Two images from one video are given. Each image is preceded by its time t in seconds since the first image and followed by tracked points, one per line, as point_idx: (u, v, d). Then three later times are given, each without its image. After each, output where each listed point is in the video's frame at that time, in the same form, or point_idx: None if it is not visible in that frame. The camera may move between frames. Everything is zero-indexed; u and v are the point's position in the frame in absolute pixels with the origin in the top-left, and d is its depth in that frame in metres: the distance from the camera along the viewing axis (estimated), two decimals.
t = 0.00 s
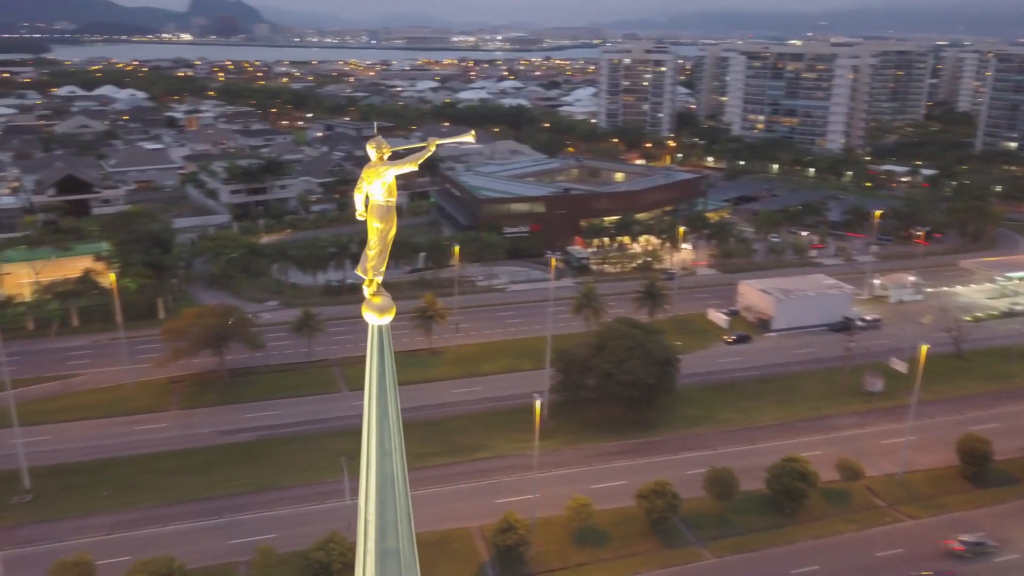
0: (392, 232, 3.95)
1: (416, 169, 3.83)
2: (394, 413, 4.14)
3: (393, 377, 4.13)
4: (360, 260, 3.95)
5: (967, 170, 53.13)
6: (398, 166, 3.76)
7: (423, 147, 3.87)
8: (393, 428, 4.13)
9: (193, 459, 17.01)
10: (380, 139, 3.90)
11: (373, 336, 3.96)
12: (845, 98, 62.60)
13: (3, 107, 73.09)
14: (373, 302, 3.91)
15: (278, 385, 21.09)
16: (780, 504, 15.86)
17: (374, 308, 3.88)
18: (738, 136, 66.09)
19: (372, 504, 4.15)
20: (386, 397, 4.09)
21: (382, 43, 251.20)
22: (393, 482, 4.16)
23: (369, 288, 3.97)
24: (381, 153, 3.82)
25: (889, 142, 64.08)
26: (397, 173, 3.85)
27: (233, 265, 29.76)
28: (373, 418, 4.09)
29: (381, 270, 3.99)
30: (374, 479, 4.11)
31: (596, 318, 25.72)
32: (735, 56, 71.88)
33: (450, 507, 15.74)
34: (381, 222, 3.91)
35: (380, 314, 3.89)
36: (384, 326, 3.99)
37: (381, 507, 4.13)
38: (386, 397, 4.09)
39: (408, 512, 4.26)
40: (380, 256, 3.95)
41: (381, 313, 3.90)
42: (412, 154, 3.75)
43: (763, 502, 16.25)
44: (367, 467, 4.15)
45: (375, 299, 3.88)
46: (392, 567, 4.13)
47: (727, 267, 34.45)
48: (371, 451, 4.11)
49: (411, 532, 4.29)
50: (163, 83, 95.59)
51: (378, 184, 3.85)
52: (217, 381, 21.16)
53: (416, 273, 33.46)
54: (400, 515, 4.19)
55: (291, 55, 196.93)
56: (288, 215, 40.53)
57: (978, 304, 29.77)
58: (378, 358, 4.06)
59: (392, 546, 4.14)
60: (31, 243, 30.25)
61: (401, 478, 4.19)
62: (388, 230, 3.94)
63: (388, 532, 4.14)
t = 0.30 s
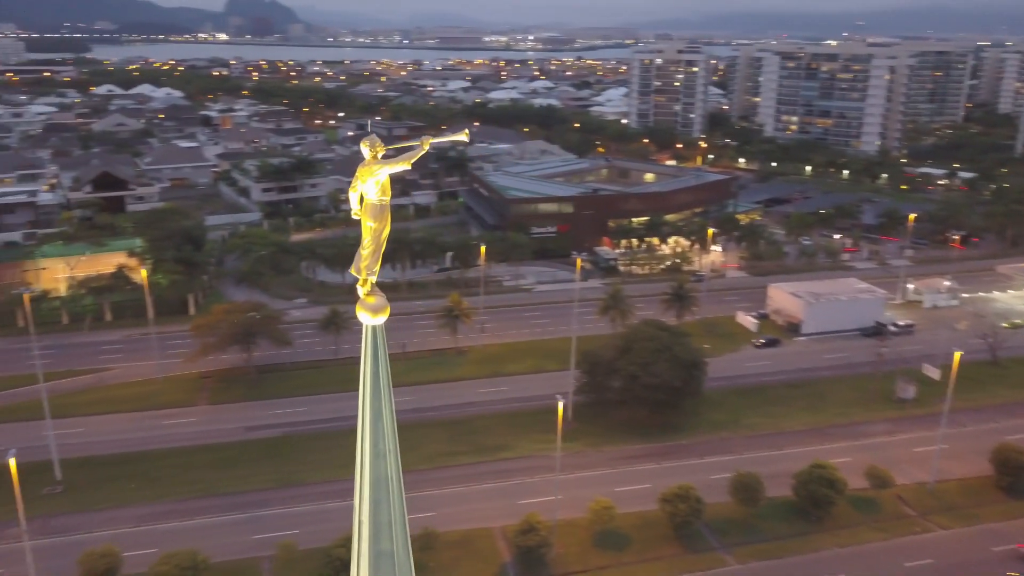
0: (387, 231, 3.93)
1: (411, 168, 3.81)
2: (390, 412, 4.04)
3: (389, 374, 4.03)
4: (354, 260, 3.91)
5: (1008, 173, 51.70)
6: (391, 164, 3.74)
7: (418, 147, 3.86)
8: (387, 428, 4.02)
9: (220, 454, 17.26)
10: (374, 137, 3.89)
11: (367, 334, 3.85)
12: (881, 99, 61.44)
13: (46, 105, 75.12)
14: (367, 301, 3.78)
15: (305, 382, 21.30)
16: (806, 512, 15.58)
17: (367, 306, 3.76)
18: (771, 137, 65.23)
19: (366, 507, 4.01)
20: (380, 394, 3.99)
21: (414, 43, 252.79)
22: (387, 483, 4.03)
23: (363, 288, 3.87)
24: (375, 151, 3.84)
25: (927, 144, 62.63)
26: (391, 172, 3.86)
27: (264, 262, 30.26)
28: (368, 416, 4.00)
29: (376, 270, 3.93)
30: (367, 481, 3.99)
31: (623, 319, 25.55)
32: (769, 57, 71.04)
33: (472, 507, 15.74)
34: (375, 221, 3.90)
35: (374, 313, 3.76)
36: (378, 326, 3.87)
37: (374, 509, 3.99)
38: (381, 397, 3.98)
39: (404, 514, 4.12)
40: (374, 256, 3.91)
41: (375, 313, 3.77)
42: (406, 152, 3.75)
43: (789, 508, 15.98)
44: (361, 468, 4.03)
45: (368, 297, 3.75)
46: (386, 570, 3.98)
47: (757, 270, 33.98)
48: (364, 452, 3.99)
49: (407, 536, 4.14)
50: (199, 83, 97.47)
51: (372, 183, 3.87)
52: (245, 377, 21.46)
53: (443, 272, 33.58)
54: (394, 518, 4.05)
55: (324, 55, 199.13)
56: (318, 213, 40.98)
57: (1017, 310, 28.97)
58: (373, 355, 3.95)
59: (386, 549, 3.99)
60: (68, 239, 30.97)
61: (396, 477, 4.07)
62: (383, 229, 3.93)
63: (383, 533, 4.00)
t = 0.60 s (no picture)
0: (391, 233, 3.95)
1: (414, 169, 3.77)
2: (394, 416, 4.17)
3: (393, 379, 4.17)
4: (359, 262, 3.95)
5: None
6: (395, 166, 3.72)
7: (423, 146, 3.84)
8: (391, 432, 4.14)
9: (256, 448, 17.53)
10: (379, 137, 3.89)
11: (372, 335, 4.00)
12: (932, 101, 60.09)
13: (100, 104, 77.58)
14: (372, 303, 3.93)
15: (341, 379, 21.52)
16: (845, 524, 15.11)
17: (372, 308, 3.91)
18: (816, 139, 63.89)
19: (370, 509, 4.13)
20: (386, 400, 4.12)
21: (456, 44, 254.30)
22: (391, 486, 4.14)
23: (368, 290, 3.98)
24: (379, 151, 3.84)
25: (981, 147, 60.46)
26: (396, 172, 3.82)
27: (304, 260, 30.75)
28: (372, 421, 4.12)
29: (381, 273, 4.00)
30: (371, 486, 4.12)
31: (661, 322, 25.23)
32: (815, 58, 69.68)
33: (503, 507, 15.69)
34: (380, 222, 3.92)
35: (379, 314, 3.92)
36: (382, 327, 4.02)
37: (378, 512, 4.10)
38: (386, 402, 4.12)
39: (408, 517, 4.22)
40: (380, 257, 3.95)
41: (380, 315, 3.92)
42: (410, 153, 3.70)
43: (828, 519, 15.50)
44: (366, 472, 4.16)
45: (374, 299, 3.90)
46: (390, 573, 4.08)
47: (799, 275, 33.22)
48: (369, 457, 4.13)
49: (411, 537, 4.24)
50: (246, 83, 99.55)
51: (377, 184, 3.84)
52: (282, 372, 21.78)
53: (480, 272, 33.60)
54: (398, 521, 4.15)
55: (367, 55, 201.53)
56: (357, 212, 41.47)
57: None
58: (377, 361, 4.09)
59: (390, 552, 4.08)
60: (116, 235, 31.90)
61: (400, 481, 4.19)
62: (388, 230, 3.95)
63: (386, 536, 4.10)
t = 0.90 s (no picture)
0: (397, 233, 4.08)
1: (420, 169, 3.92)
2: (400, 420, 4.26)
3: (398, 384, 4.26)
4: (364, 263, 4.11)
5: None
6: (400, 167, 3.85)
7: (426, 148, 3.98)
8: (396, 435, 4.24)
9: (294, 443, 17.79)
10: (385, 139, 4.01)
11: (377, 338, 4.09)
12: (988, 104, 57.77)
13: (152, 103, 79.72)
14: (378, 304, 4.05)
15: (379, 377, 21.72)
16: (885, 534, 14.68)
17: (378, 309, 4.01)
18: (865, 142, 62.22)
19: (374, 512, 4.23)
20: (392, 406, 4.21)
21: (501, 44, 254.47)
22: (395, 489, 4.24)
23: (374, 291, 4.11)
24: (386, 152, 3.96)
25: None
26: (400, 174, 3.94)
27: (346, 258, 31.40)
28: (377, 425, 4.21)
29: (386, 274, 4.13)
30: (376, 489, 4.22)
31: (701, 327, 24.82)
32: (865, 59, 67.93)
33: (537, 509, 15.59)
34: (386, 223, 4.05)
35: (384, 316, 4.01)
36: (388, 329, 4.11)
37: (382, 515, 4.20)
38: (393, 406, 4.21)
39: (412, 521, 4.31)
40: (384, 258, 4.10)
41: (386, 317, 4.01)
42: (416, 154, 3.84)
43: (868, 530, 15.03)
44: (371, 476, 4.28)
45: (379, 301, 3.99)
46: None
47: (844, 280, 32.33)
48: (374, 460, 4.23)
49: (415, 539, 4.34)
50: (294, 83, 101.48)
51: (383, 185, 3.99)
52: (321, 368, 22.07)
53: (518, 273, 33.51)
54: (401, 525, 4.25)
55: (411, 56, 203.03)
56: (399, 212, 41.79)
57: None
58: (384, 368, 4.18)
59: (393, 555, 4.17)
60: (165, 231, 32.78)
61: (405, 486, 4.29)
62: (393, 232, 4.07)
63: (388, 540, 4.19)
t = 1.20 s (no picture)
0: (400, 235, 3.79)
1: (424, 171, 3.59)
2: (403, 420, 3.90)
3: (401, 378, 3.88)
4: (366, 266, 3.80)
5: None
6: (403, 168, 3.54)
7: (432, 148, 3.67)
8: (398, 436, 3.88)
9: (332, 439, 18.05)
10: (388, 138, 3.70)
11: (380, 340, 3.77)
12: None
13: (203, 102, 81.91)
14: (381, 307, 3.75)
15: (416, 375, 21.92)
16: (927, 549, 14.16)
17: (381, 312, 3.71)
18: (917, 145, 60.46)
19: (375, 515, 3.85)
20: (395, 403, 3.85)
21: (545, 45, 254.47)
22: (396, 491, 3.87)
23: (377, 294, 3.81)
24: (389, 153, 3.67)
25: None
26: (404, 174, 3.63)
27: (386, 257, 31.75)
28: (379, 427, 3.86)
29: (390, 275, 3.82)
30: (377, 490, 3.84)
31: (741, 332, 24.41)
32: (919, 60, 65.98)
33: (570, 512, 15.50)
34: (389, 225, 3.76)
35: (387, 319, 3.72)
36: (391, 332, 3.80)
37: (383, 519, 3.82)
38: (396, 404, 3.86)
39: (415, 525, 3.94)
40: (388, 260, 3.77)
41: (388, 319, 3.71)
42: (419, 155, 3.51)
43: (911, 544, 14.54)
44: (371, 477, 3.90)
45: (382, 304, 3.68)
46: None
47: (892, 287, 31.38)
48: (375, 460, 3.85)
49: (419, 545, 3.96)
50: (340, 83, 103.21)
51: (385, 186, 3.67)
52: (359, 365, 22.35)
53: (557, 274, 33.43)
54: (403, 528, 3.86)
55: (455, 57, 204.57)
56: (439, 211, 42.09)
57: None
58: (387, 364, 3.84)
59: (394, 560, 3.80)
60: (211, 227, 33.62)
61: (409, 489, 3.94)
62: (397, 234, 3.78)
63: (390, 544, 3.82)
